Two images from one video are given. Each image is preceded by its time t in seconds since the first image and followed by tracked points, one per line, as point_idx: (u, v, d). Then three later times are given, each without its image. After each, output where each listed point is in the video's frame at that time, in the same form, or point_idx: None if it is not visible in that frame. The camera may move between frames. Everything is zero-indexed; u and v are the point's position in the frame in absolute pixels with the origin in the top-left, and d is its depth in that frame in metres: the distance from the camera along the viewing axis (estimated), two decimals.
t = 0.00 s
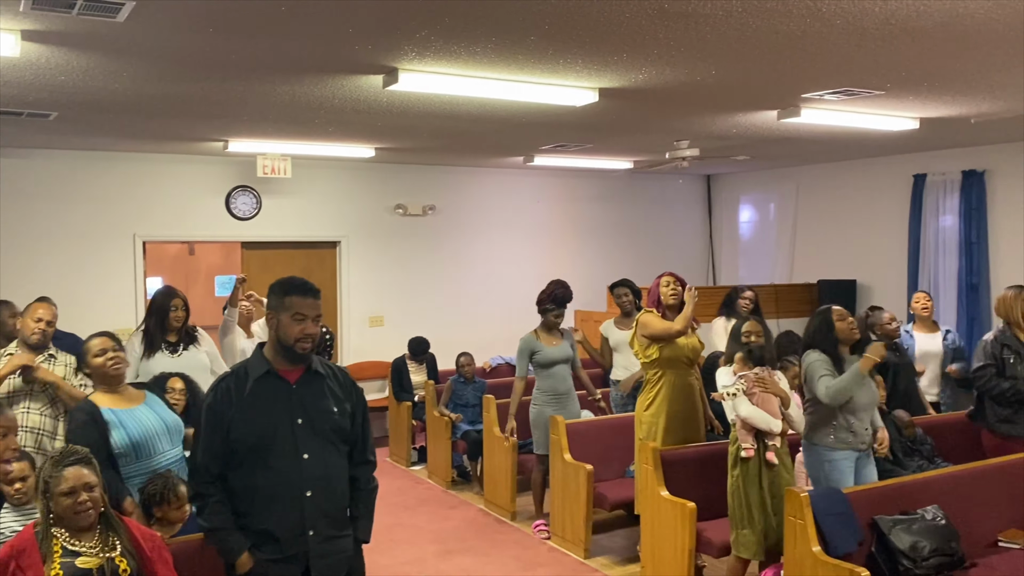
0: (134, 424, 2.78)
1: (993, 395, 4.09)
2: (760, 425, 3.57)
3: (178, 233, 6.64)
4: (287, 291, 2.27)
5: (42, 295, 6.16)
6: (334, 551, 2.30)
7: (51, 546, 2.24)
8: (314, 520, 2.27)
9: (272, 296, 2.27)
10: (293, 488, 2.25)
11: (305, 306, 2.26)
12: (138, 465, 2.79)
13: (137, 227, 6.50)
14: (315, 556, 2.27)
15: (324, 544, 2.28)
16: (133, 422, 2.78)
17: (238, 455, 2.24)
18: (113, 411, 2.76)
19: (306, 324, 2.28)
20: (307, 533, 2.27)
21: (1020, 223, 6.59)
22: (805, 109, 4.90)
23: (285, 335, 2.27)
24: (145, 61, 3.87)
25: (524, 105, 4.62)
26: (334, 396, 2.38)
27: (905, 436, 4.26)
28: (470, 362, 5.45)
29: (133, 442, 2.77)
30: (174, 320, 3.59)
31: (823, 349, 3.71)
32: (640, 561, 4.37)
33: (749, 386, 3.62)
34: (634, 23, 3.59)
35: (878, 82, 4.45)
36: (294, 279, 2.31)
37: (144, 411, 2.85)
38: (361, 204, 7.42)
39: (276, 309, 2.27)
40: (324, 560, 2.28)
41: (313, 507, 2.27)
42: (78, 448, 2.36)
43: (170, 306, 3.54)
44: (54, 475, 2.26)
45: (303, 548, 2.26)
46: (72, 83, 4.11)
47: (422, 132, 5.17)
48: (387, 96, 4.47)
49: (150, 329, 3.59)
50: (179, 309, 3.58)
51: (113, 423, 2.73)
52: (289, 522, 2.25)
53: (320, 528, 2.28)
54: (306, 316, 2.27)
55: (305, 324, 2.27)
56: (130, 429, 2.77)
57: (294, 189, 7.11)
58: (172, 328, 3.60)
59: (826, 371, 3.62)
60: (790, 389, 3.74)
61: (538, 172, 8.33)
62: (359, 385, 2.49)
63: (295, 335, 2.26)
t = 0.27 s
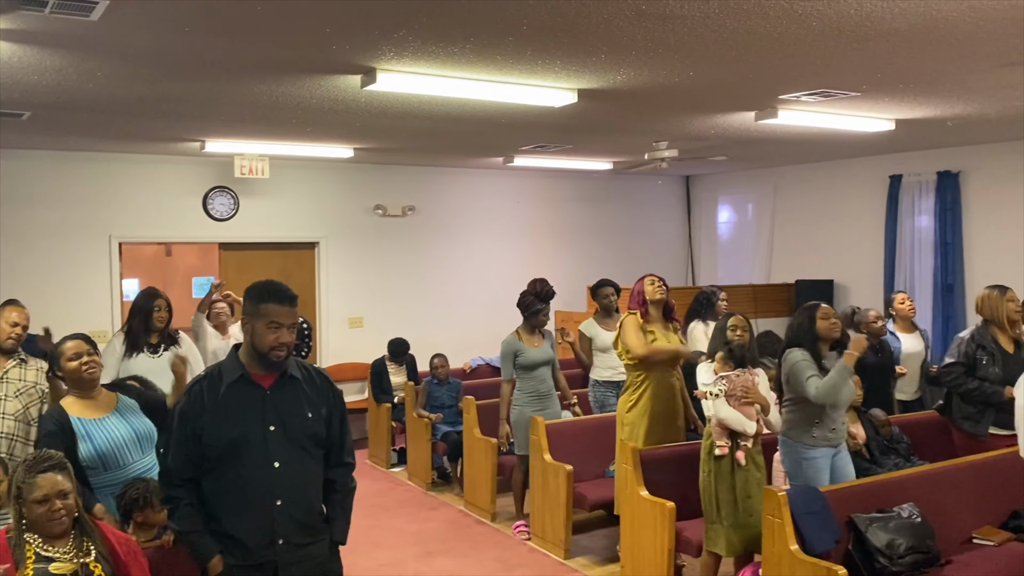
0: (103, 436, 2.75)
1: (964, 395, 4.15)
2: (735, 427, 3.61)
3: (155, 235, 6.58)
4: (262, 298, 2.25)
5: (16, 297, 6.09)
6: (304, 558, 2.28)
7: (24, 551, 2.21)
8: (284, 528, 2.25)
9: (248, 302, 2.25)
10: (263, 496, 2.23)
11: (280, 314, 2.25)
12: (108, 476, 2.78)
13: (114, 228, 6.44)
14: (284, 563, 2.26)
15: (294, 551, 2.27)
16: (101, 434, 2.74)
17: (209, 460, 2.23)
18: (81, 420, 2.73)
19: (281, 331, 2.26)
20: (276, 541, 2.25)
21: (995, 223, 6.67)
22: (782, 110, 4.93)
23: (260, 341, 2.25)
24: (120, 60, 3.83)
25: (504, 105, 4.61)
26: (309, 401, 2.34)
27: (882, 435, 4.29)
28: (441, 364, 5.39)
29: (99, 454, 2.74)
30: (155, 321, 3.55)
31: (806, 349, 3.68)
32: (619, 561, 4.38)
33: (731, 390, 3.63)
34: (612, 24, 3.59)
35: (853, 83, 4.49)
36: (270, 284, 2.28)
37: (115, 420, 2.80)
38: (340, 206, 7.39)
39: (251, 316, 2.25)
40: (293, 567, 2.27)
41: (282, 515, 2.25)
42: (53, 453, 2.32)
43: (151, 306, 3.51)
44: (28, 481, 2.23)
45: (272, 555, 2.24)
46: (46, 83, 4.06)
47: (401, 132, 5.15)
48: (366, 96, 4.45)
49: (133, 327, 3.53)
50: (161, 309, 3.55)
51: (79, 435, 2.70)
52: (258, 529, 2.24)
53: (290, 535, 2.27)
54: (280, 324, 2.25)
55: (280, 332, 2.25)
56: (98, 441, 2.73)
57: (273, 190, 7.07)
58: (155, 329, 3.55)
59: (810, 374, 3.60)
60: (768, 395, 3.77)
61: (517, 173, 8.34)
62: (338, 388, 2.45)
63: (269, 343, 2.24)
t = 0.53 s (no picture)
0: (95, 450, 2.72)
1: (946, 395, 4.16)
2: (710, 438, 3.60)
3: (131, 235, 6.52)
4: (242, 305, 2.19)
5: None
6: (288, 561, 2.26)
7: None
8: (270, 531, 2.23)
9: (227, 309, 2.19)
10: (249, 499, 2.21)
11: (258, 323, 2.18)
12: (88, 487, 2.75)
13: (89, 228, 6.37)
14: (270, 566, 2.24)
15: (279, 554, 2.25)
16: (94, 447, 2.71)
17: (194, 463, 2.20)
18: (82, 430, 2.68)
19: (260, 340, 2.19)
20: (262, 544, 2.23)
21: (970, 224, 6.74)
22: (760, 111, 4.95)
23: (239, 349, 2.19)
24: (93, 58, 3.79)
25: (482, 105, 4.60)
26: (295, 404, 2.31)
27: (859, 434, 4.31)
28: (416, 364, 5.46)
29: (85, 466, 2.71)
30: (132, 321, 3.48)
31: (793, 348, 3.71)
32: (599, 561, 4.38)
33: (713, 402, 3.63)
34: (590, 24, 3.59)
35: (829, 84, 4.52)
36: (250, 290, 2.23)
37: (108, 437, 2.77)
38: (319, 206, 7.36)
39: (231, 322, 2.20)
40: (279, 570, 2.25)
41: (268, 518, 2.23)
42: (27, 459, 2.26)
43: (130, 307, 3.46)
44: (3, 490, 2.17)
45: (257, 558, 2.22)
46: (17, 81, 4.01)
47: (378, 132, 5.13)
48: (344, 95, 4.42)
49: (109, 322, 3.45)
50: (139, 310, 3.49)
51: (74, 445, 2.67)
52: (243, 532, 2.21)
53: (276, 539, 2.25)
54: (258, 332, 2.18)
55: (259, 341, 2.18)
56: (89, 455, 2.71)
57: (251, 190, 7.02)
58: (132, 329, 3.48)
59: (794, 378, 3.67)
60: (746, 403, 3.76)
61: (498, 173, 8.33)
62: (323, 391, 2.42)
63: (248, 352, 2.18)
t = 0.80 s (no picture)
0: (65, 447, 2.67)
1: (934, 385, 4.17)
2: (691, 433, 3.61)
3: (107, 236, 6.46)
4: (237, 298, 2.17)
5: None
6: (286, 555, 2.24)
7: None
8: (268, 526, 2.20)
9: (222, 304, 2.17)
10: (246, 495, 2.17)
11: (257, 315, 2.17)
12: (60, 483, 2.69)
13: (63, 229, 6.30)
14: (269, 562, 2.21)
15: (277, 549, 2.23)
16: (64, 444, 2.66)
17: (188, 462, 2.14)
18: (49, 427, 2.62)
19: (258, 333, 2.18)
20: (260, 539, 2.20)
21: (946, 224, 6.81)
22: (738, 111, 4.98)
23: (235, 343, 2.17)
24: (65, 56, 3.74)
25: (460, 104, 4.60)
26: (282, 400, 2.30)
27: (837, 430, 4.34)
28: (394, 365, 5.46)
29: (59, 462, 2.67)
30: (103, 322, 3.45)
31: (776, 354, 3.68)
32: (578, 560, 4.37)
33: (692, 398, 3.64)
34: (568, 23, 3.59)
35: (806, 84, 4.54)
36: (245, 284, 2.20)
37: (78, 433, 2.71)
38: (298, 206, 7.32)
39: (226, 316, 2.17)
40: (278, 565, 2.22)
41: (266, 513, 2.20)
42: None
43: (99, 307, 3.41)
44: None
45: (256, 554, 2.19)
46: None
47: (356, 131, 5.11)
48: (321, 94, 4.40)
49: (79, 323, 3.41)
50: (110, 309, 3.45)
51: (43, 442, 2.61)
52: (241, 529, 2.18)
53: (274, 534, 2.22)
54: (258, 325, 2.17)
55: (257, 334, 2.17)
56: (59, 452, 2.66)
57: (229, 190, 6.97)
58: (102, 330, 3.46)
59: (771, 387, 3.66)
60: (722, 398, 3.79)
61: (478, 173, 8.33)
62: (302, 385, 2.43)
63: (246, 345, 2.16)
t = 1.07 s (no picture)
0: (27, 437, 2.63)
1: (903, 383, 4.23)
2: (669, 421, 3.63)
3: (83, 235, 6.40)
4: (235, 294, 2.16)
5: None
6: (282, 550, 2.22)
7: None
8: (266, 520, 2.19)
9: (217, 299, 2.15)
10: (244, 491, 2.14)
11: (257, 312, 2.17)
12: (30, 477, 2.67)
13: (38, 229, 6.22)
14: (268, 556, 2.19)
15: (274, 543, 2.21)
16: (24, 434, 2.63)
17: (184, 460, 2.10)
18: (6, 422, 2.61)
19: (254, 329, 2.18)
20: (259, 534, 2.18)
21: (922, 224, 6.89)
22: (716, 112, 5.01)
23: (232, 339, 2.15)
24: (38, 54, 3.69)
25: (439, 103, 4.59)
26: (269, 397, 2.29)
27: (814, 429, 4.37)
28: (379, 364, 5.42)
29: (23, 456, 2.63)
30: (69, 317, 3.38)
31: (749, 347, 3.72)
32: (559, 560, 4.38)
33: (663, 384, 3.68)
34: (546, 22, 3.59)
35: (784, 85, 4.58)
36: (238, 282, 2.19)
37: (35, 422, 2.68)
38: (277, 206, 7.29)
39: (222, 313, 2.15)
40: (276, 559, 2.21)
41: (264, 508, 2.18)
42: None
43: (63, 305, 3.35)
44: None
45: (256, 549, 2.17)
46: None
47: (334, 130, 5.09)
48: (299, 93, 4.38)
49: (49, 325, 3.37)
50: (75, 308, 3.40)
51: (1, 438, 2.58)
52: (241, 525, 2.15)
53: (271, 528, 2.20)
54: (255, 321, 2.17)
55: (254, 330, 2.17)
56: (22, 444, 2.62)
57: (208, 189, 6.93)
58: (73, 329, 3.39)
59: (740, 377, 3.67)
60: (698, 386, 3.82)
61: (458, 173, 8.33)
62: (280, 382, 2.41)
63: (243, 340, 2.15)
